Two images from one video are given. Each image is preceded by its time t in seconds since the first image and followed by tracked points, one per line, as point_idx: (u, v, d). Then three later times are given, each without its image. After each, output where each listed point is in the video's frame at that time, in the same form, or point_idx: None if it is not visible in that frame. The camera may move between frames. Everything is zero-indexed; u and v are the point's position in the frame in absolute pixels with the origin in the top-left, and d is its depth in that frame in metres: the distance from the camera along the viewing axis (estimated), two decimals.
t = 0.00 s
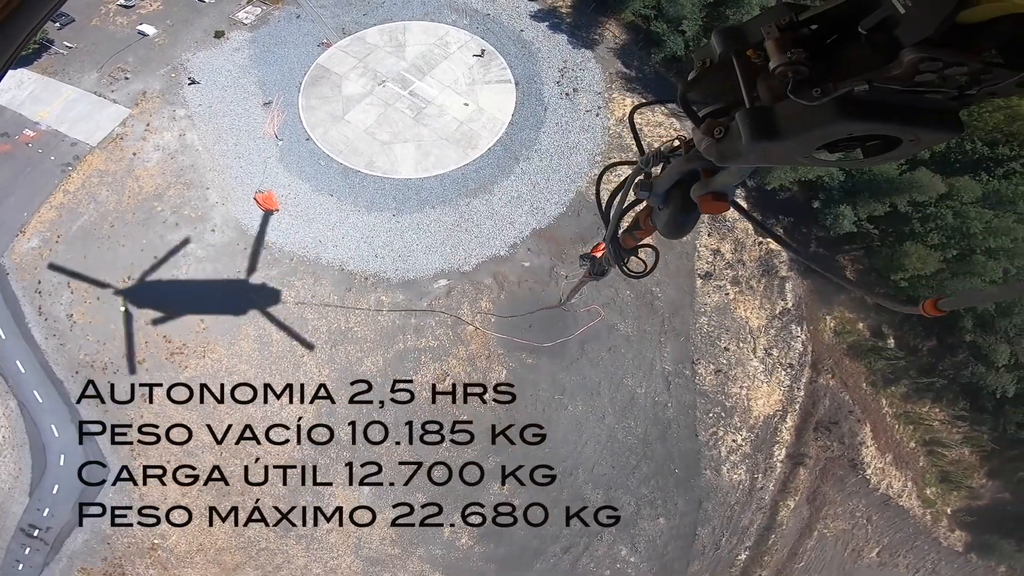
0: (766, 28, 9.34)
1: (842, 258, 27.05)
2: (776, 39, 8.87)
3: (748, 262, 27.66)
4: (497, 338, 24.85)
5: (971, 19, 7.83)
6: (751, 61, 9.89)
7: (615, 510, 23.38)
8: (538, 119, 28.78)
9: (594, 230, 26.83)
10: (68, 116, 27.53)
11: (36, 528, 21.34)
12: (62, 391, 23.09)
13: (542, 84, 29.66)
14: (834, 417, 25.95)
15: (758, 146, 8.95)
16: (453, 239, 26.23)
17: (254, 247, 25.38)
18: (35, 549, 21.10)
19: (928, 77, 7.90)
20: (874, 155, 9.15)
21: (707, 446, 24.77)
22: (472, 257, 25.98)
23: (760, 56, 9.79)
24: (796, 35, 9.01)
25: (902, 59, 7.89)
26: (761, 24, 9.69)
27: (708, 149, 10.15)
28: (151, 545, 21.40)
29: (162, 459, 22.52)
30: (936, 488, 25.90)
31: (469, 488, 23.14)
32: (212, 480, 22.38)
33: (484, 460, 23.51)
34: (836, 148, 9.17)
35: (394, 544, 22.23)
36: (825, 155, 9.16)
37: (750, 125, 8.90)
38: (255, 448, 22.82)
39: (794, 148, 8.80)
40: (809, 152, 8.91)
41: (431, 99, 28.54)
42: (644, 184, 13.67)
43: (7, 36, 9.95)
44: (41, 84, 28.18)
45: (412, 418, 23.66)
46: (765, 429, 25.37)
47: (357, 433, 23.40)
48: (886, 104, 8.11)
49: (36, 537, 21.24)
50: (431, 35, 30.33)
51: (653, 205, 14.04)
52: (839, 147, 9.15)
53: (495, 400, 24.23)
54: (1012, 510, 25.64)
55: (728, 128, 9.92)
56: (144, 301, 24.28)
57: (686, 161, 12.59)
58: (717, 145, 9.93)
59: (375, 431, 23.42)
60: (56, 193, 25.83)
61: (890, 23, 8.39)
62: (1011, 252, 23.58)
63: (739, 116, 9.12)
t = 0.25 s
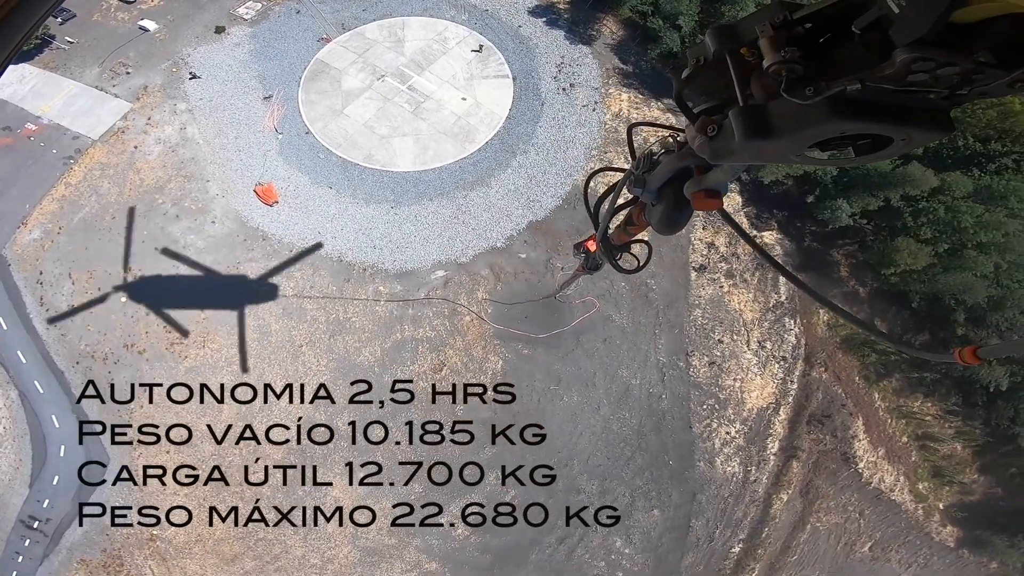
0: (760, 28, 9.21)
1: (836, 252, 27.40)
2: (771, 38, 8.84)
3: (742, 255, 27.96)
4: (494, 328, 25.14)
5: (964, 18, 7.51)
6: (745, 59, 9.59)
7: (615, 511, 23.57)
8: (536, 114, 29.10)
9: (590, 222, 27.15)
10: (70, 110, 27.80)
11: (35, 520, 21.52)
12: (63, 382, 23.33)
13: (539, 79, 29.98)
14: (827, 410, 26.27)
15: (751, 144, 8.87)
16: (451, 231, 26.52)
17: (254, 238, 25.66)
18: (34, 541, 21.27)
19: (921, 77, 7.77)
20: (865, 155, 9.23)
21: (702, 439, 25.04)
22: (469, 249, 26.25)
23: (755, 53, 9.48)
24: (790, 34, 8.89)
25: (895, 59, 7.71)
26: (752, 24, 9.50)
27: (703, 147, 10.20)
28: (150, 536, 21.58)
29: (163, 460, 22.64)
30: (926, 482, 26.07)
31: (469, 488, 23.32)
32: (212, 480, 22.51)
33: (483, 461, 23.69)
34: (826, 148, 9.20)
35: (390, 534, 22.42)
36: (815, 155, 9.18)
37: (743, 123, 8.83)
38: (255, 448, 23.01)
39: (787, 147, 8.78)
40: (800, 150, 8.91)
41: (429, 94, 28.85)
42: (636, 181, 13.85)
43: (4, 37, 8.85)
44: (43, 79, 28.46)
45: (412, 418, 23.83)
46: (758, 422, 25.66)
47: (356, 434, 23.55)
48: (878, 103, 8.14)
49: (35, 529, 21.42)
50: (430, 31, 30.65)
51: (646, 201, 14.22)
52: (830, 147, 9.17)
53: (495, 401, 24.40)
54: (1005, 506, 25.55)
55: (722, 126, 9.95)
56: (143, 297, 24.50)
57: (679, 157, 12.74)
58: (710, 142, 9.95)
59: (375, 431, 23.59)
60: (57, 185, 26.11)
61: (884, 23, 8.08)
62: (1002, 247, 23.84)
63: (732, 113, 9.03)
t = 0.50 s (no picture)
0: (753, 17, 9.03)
1: (830, 248, 27.45)
2: (763, 27, 8.64)
3: (736, 250, 28.29)
4: (491, 320, 25.44)
5: (960, 12, 7.56)
6: (736, 49, 9.62)
7: (615, 510, 23.93)
8: (533, 109, 29.48)
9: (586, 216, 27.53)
10: (74, 104, 28.15)
11: (36, 511, 21.82)
12: (66, 372, 23.65)
13: (537, 75, 30.37)
14: (820, 404, 26.62)
15: (740, 134, 8.91)
16: (449, 223, 26.87)
17: (256, 230, 26.01)
18: (34, 532, 21.58)
19: (912, 70, 7.88)
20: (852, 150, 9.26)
21: (696, 431, 25.37)
22: (467, 241, 26.60)
23: (746, 43, 9.46)
24: (783, 23, 8.74)
25: (889, 51, 7.75)
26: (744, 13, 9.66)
27: (691, 136, 10.16)
28: (150, 527, 21.99)
29: (162, 459, 22.86)
30: (919, 478, 27.02)
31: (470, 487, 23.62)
32: (212, 479, 22.75)
33: (480, 457, 23.98)
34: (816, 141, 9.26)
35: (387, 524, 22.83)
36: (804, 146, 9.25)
37: (734, 111, 8.89)
38: (255, 447, 23.24)
39: (777, 137, 8.86)
40: (790, 141, 8.99)
41: (429, 89, 29.21)
42: (624, 169, 14.10)
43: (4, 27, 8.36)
44: (47, 73, 28.82)
45: (412, 418, 24.06)
46: (752, 415, 25.96)
47: (356, 433, 23.76)
48: (869, 95, 8.26)
49: (35, 520, 21.72)
50: (430, 27, 31.01)
51: (632, 189, 14.46)
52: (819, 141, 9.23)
53: (495, 400, 24.61)
54: (996, 501, 26.73)
55: (712, 115, 9.90)
56: (142, 292, 24.74)
57: (665, 147, 12.98)
58: (699, 131, 9.91)
59: (375, 431, 23.79)
60: (61, 178, 26.45)
61: (878, 15, 8.29)
62: (993, 242, 24.23)
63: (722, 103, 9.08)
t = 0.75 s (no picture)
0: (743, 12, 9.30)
1: (826, 246, 27.87)
2: (756, 22, 8.95)
3: (732, 247, 28.57)
4: (489, 313, 25.76)
5: (956, 7, 7.90)
6: (728, 42, 9.95)
7: (615, 511, 24.16)
8: (532, 107, 29.83)
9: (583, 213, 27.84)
10: (78, 100, 28.48)
11: (36, 504, 22.09)
12: (68, 364, 23.93)
13: (536, 74, 30.72)
14: (814, 401, 26.91)
15: (734, 127, 8.98)
16: (447, 219, 27.18)
17: (257, 225, 26.33)
18: (33, 526, 21.85)
19: (903, 65, 8.04)
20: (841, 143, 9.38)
21: (691, 427, 25.63)
22: (465, 236, 26.92)
23: (738, 37, 9.77)
24: (776, 19, 9.01)
25: (882, 45, 7.97)
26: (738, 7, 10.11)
27: (681, 130, 10.18)
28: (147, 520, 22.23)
29: (162, 460, 23.04)
30: (913, 475, 27.64)
31: (471, 489, 23.88)
32: (212, 480, 22.95)
33: (481, 458, 24.19)
34: (805, 135, 9.37)
35: (385, 517, 23.16)
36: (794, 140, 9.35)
37: (726, 104, 8.95)
38: (255, 448, 23.43)
39: (769, 130, 8.98)
40: (781, 135, 9.08)
41: (429, 87, 29.54)
42: (614, 163, 13.67)
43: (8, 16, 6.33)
44: (52, 70, 29.17)
45: (412, 418, 24.26)
46: (746, 411, 26.24)
47: (357, 433, 23.98)
48: (861, 90, 8.38)
49: (35, 513, 21.99)
50: (430, 26, 31.36)
51: (623, 184, 14.05)
52: (808, 134, 9.34)
53: (495, 401, 24.83)
54: (990, 499, 27.24)
55: (702, 108, 9.92)
56: (142, 290, 24.98)
57: (656, 141, 12.60)
58: (690, 125, 9.93)
59: (374, 422, 24.07)
60: (65, 173, 26.75)
61: (872, 11, 8.44)
62: (986, 240, 24.43)
63: (714, 97, 9.15)
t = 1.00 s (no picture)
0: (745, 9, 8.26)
1: (821, 245, 28.32)
2: (758, 18, 7.94)
3: (727, 245, 28.96)
4: (487, 308, 26.11)
5: (956, 6, 6.92)
6: (731, 39, 8.83)
7: (615, 510, 24.46)
8: (531, 106, 30.21)
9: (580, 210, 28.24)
10: (85, 96, 28.88)
11: (35, 496, 22.37)
12: (71, 356, 24.26)
13: (535, 73, 31.11)
14: (808, 399, 27.22)
15: (733, 126, 7.85)
16: (446, 215, 27.55)
17: (260, 220, 26.70)
18: (33, 518, 22.12)
19: (907, 62, 7.04)
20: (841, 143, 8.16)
21: (685, 423, 25.94)
22: (464, 232, 27.28)
23: (741, 33, 8.65)
24: (777, 14, 7.94)
25: (883, 43, 6.97)
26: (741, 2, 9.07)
27: (682, 125, 9.20)
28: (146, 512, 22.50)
29: (162, 460, 23.28)
30: (907, 475, 27.83)
31: (469, 486, 24.14)
32: (212, 480, 23.17)
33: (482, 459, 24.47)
34: (807, 133, 8.17)
35: (383, 511, 23.46)
36: (795, 139, 8.16)
37: (726, 99, 7.79)
38: (256, 448, 23.66)
39: (768, 129, 7.80)
40: (783, 134, 7.90)
41: (430, 85, 29.95)
42: (616, 158, 13.16)
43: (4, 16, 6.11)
44: (59, 67, 29.56)
45: (412, 418, 24.51)
46: (741, 408, 26.54)
47: (357, 434, 24.20)
48: (866, 88, 7.20)
49: (35, 505, 22.26)
50: (432, 26, 31.77)
51: (625, 178, 13.48)
52: (810, 132, 8.14)
53: (495, 400, 25.10)
54: (982, 499, 27.45)
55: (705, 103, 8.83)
56: (143, 288, 25.27)
57: (657, 135, 11.96)
58: (692, 121, 8.89)
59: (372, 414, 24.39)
60: (71, 168, 27.13)
61: (874, 7, 7.33)
62: (977, 240, 24.71)
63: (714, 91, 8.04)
